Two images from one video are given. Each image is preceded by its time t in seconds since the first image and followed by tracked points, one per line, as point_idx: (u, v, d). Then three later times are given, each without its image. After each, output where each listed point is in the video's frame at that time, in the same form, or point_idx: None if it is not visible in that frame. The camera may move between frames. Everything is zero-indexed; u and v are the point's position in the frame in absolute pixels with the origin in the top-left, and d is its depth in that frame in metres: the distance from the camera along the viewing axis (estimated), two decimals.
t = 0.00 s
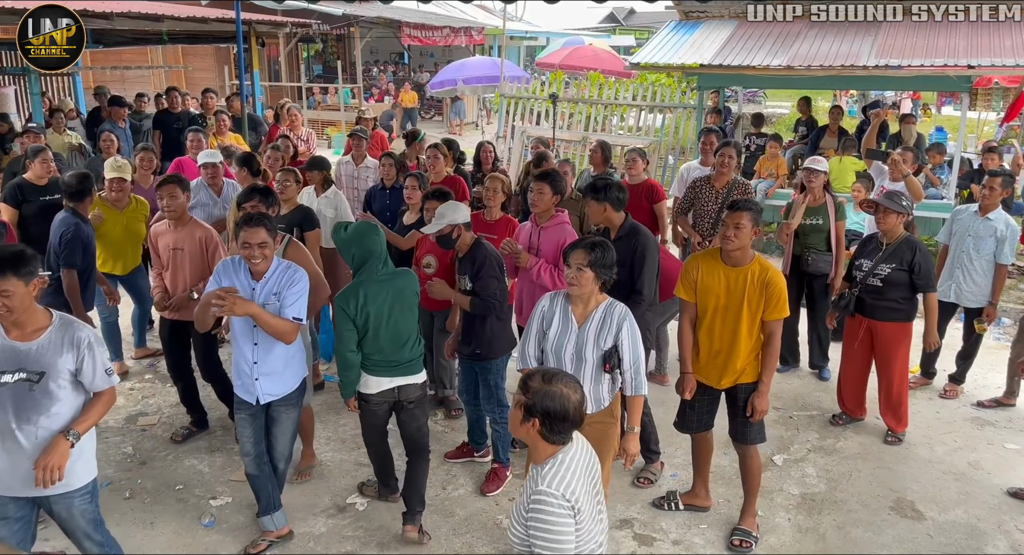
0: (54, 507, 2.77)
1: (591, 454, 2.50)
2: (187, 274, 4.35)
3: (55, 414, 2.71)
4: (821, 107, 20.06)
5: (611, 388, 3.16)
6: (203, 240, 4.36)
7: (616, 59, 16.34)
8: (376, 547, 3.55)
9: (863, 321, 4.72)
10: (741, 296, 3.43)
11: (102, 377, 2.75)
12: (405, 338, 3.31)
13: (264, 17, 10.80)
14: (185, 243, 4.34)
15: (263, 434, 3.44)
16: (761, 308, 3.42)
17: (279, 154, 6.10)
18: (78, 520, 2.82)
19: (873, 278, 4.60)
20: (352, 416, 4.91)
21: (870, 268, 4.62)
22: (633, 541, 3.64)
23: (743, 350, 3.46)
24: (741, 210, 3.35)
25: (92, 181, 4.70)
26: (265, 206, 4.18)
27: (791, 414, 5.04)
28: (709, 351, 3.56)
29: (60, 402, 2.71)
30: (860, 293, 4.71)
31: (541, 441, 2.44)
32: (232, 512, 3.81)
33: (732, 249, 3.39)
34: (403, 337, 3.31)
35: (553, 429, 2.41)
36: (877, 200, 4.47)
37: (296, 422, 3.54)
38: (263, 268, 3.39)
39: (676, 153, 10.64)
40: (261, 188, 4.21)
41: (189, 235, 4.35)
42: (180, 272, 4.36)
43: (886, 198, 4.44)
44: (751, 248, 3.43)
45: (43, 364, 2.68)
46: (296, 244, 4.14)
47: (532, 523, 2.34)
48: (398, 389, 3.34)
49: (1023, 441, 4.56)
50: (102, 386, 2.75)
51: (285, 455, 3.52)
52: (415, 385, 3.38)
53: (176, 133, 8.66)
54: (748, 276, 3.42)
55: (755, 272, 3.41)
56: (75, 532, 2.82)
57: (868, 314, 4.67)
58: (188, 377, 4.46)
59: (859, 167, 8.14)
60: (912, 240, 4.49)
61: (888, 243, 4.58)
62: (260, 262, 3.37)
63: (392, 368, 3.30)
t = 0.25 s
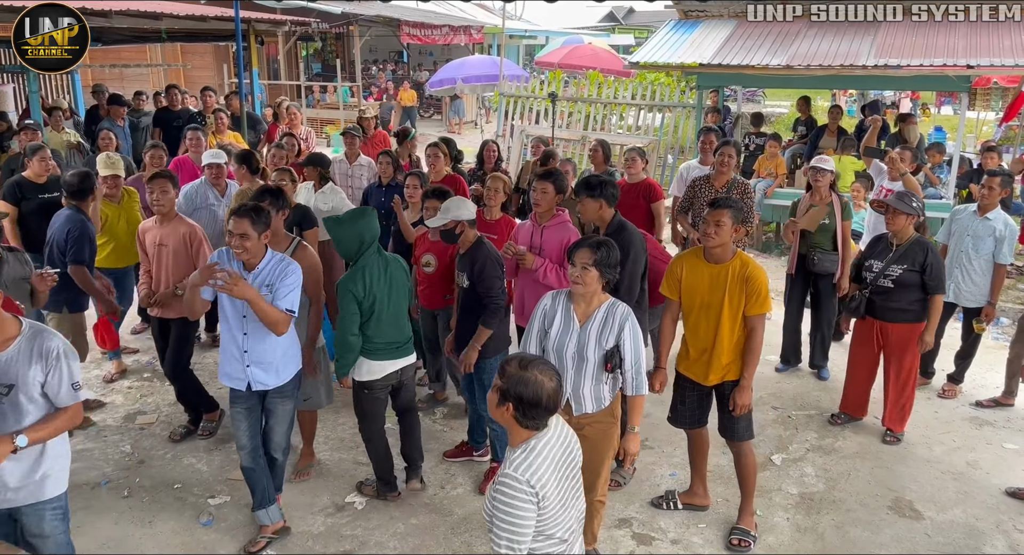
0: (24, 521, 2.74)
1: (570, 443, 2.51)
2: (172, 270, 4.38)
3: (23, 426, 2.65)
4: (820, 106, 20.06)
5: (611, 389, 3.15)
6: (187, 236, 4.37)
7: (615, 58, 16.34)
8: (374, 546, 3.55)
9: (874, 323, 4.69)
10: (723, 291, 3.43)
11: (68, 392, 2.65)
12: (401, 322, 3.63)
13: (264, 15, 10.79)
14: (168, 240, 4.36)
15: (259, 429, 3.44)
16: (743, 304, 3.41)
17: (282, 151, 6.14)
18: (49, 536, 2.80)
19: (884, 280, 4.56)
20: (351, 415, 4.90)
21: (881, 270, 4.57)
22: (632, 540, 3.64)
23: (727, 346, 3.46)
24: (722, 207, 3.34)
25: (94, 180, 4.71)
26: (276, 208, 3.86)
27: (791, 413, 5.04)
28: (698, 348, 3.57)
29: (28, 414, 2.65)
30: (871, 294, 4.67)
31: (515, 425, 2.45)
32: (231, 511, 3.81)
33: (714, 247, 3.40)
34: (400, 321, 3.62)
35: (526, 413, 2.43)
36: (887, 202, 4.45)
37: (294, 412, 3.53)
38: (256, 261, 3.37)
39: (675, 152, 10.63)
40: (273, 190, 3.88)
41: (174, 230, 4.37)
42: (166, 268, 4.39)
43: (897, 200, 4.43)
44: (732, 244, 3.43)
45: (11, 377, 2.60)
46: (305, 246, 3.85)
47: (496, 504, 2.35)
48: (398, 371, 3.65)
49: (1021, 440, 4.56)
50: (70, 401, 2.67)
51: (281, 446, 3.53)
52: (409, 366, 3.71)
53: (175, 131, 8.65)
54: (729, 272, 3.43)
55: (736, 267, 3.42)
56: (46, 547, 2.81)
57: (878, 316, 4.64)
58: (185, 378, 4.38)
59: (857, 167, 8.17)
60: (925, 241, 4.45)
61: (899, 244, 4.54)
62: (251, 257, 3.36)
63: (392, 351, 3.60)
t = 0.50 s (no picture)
0: None
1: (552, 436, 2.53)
2: (163, 266, 4.38)
3: None
4: (818, 105, 20.05)
5: (613, 387, 3.14)
6: (176, 233, 4.37)
7: (613, 57, 16.33)
8: (372, 545, 3.55)
9: (875, 322, 4.71)
10: (717, 288, 3.44)
11: (27, 420, 2.59)
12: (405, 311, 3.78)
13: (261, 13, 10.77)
14: (159, 237, 4.37)
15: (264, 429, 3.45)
16: (735, 300, 3.39)
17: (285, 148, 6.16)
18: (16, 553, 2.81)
19: (885, 280, 4.57)
20: (350, 413, 4.90)
21: (883, 270, 4.59)
22: (630, 539, 3.64)
23: (723, 343, 3.45)
24: (716, 206, 3.34)
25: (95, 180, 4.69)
26: (283, 206, 3.74)
27: (789, 412, 5.04)
28: (694, 346, 3.56)
29: None
30: (873, 294, 4.69)
31: (496, 421, 2.46)
32: (229, 510, 3.80)
33: (708, 245, 3.41)
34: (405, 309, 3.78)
35: (509, 412, 2.43)
36: (892, 202, 4.47)
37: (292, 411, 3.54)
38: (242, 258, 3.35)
39: (673, 151, 10.62)
40: (281, 187, 3.77)
41: (162, 228, 4.37)
42: (156, 266, 4.39)
43: (902, 200, 4.44)
44: (727, 242, 3.42)
45: None
46: (309, 246, 3.81)
47: (486, 501, 2.36)
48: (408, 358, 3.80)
49: (1019, 439, 4.57)
50: (30, 428, 2.60)
51: (281, 445, 3.52)
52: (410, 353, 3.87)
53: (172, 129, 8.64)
54: (723, 269, 3.42)
55: (731, 264, 3.41)
56: None
57: (879, 316, 4.65)
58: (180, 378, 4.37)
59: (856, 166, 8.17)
60: (927, 242, 4.44)
61: (902, 244, 4.54)
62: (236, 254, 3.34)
63: (403, 339, 3.74)
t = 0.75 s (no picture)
0: None
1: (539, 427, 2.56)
2: (161, 265, 4.37)
3: None
4: (817, 103, 20.05)
5: (613, 385, 3.14)
6: (169, 230, 4.37)
7: (612, 55, 16.32)
8: (370, 544, 3.54)
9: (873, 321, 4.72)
10: (721, 288, 3.44)
11: None
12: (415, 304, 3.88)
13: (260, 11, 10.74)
14: (152, 234, 4.36)
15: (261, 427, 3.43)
16: (739, 298, 3.39)
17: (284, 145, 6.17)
18: None
19: (882, 279, 4.59)
20: (348, 412, 4.89)
21: (881, 268, 4.60)
22: (629, 537, 3.64)
23: (729, 344, 3.45)
24: (721, 205, 3.35)
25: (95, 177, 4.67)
26: (285, 205, 3.67)
27: (788, 411, 5.04)
28: (701, 346, 3.56)
29: None
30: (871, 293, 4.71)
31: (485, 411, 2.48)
32: (226, 509, 3.80)
33: (713, 244, 3.41)
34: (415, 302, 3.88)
35: (500, 402, 2.45)
36: (890, 202, 4.48)
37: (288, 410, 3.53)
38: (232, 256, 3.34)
39: (672, 149, 10.61)
40: (286, 185, 3.70)
41: (156, 227, 4.37)
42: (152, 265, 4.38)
43: (900, 200, 4.44)
44: (733, 241, 3.42)
45: None
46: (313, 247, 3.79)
47: (474, 489, 2.38)
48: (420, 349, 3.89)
49: (1017, 438, 4.57)
50: None
51: (277, 444, 3.52)
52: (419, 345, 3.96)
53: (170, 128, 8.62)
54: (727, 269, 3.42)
55: (734, 264, 3.41)
56: None
57: (877, 316, 4.66)
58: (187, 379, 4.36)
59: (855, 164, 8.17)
60: (925, 243, 4.42)
61: (903, 243, 4.54)
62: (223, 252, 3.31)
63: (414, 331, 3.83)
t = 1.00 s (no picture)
0: None
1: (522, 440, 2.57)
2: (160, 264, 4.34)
3: None
4: (815, 101, 20.05)
5: (610, 385, 3.12)
6: (167, 228, 4.35)
7: (610, 53, 16.31)
8: (368, 543, 3.53)
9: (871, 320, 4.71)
10: (730, 292, 3.44)
11: None
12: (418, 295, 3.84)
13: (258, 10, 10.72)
14: (151, 233, 4.32)
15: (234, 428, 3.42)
16: (750, 300, 3.38)
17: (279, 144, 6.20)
18: None
19: (877, 274, 4.61)
20: (346, 411, 4.88)
21: (878, 263, 4.62)
22: (627, 536, 3.63)
23: (740, 347, 3.46)
24: (731, 206, 3.36)
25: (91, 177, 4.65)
26: (284, 201, 3.66)
27: (786, 409, 5.03)
28: (712, 351, 3.56)
29: None
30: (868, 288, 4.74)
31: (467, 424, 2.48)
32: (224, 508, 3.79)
33: (724, 245, 3.41)
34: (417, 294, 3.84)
35: (484, 412, 2.46)
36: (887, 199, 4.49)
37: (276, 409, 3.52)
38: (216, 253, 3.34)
39: (670, 147, 10.60)
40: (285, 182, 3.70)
41: (152, 225, 4.33)
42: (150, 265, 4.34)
43: (897, 198, 4.45)
44: (743, 241, 3.42)
45: None
46: (312, 243, 3.79)
47: (458, 501, 2.36)
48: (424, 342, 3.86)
49: (1016, 435, 4.56)
50: None
51: (266, 444, 3.51)
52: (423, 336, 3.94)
53: (168, 126, 8.59)
54: (738, 270, 3.42)
55: (744, 265, 3.40)
56: None
57: (873, 312, 4.67)
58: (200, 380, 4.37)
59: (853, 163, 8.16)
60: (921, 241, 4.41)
61: (903, 239, 4.53)
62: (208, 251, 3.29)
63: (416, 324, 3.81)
